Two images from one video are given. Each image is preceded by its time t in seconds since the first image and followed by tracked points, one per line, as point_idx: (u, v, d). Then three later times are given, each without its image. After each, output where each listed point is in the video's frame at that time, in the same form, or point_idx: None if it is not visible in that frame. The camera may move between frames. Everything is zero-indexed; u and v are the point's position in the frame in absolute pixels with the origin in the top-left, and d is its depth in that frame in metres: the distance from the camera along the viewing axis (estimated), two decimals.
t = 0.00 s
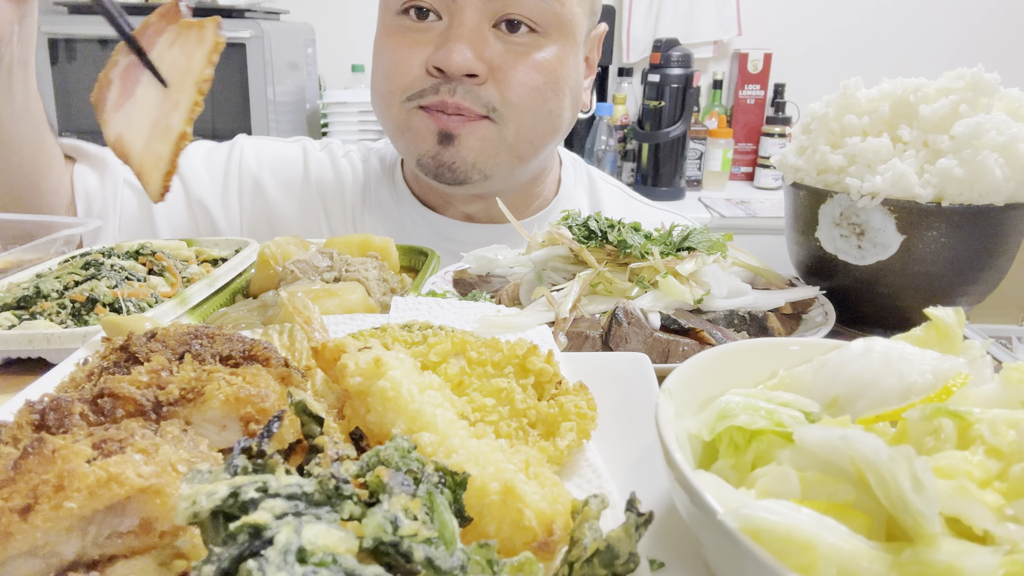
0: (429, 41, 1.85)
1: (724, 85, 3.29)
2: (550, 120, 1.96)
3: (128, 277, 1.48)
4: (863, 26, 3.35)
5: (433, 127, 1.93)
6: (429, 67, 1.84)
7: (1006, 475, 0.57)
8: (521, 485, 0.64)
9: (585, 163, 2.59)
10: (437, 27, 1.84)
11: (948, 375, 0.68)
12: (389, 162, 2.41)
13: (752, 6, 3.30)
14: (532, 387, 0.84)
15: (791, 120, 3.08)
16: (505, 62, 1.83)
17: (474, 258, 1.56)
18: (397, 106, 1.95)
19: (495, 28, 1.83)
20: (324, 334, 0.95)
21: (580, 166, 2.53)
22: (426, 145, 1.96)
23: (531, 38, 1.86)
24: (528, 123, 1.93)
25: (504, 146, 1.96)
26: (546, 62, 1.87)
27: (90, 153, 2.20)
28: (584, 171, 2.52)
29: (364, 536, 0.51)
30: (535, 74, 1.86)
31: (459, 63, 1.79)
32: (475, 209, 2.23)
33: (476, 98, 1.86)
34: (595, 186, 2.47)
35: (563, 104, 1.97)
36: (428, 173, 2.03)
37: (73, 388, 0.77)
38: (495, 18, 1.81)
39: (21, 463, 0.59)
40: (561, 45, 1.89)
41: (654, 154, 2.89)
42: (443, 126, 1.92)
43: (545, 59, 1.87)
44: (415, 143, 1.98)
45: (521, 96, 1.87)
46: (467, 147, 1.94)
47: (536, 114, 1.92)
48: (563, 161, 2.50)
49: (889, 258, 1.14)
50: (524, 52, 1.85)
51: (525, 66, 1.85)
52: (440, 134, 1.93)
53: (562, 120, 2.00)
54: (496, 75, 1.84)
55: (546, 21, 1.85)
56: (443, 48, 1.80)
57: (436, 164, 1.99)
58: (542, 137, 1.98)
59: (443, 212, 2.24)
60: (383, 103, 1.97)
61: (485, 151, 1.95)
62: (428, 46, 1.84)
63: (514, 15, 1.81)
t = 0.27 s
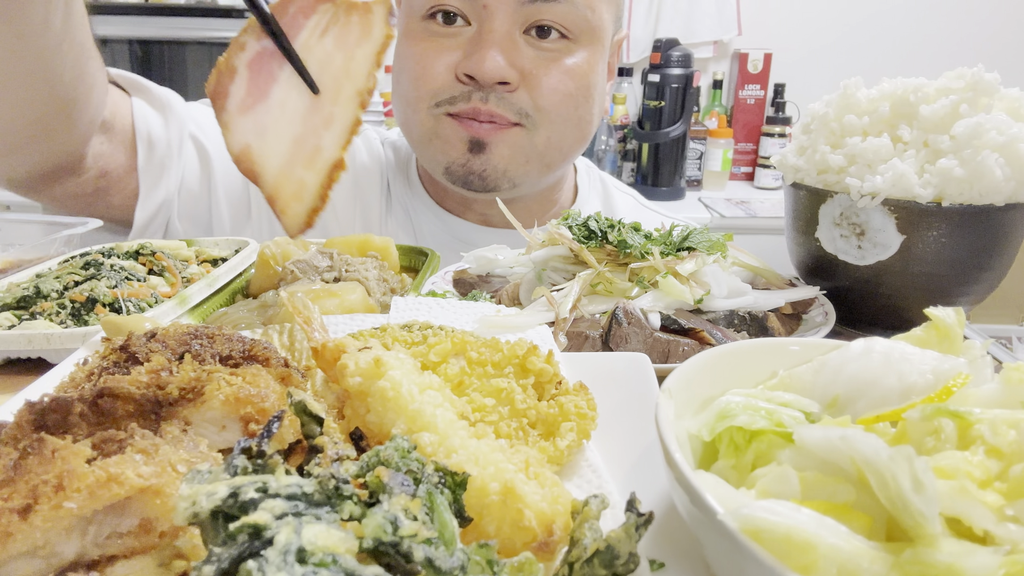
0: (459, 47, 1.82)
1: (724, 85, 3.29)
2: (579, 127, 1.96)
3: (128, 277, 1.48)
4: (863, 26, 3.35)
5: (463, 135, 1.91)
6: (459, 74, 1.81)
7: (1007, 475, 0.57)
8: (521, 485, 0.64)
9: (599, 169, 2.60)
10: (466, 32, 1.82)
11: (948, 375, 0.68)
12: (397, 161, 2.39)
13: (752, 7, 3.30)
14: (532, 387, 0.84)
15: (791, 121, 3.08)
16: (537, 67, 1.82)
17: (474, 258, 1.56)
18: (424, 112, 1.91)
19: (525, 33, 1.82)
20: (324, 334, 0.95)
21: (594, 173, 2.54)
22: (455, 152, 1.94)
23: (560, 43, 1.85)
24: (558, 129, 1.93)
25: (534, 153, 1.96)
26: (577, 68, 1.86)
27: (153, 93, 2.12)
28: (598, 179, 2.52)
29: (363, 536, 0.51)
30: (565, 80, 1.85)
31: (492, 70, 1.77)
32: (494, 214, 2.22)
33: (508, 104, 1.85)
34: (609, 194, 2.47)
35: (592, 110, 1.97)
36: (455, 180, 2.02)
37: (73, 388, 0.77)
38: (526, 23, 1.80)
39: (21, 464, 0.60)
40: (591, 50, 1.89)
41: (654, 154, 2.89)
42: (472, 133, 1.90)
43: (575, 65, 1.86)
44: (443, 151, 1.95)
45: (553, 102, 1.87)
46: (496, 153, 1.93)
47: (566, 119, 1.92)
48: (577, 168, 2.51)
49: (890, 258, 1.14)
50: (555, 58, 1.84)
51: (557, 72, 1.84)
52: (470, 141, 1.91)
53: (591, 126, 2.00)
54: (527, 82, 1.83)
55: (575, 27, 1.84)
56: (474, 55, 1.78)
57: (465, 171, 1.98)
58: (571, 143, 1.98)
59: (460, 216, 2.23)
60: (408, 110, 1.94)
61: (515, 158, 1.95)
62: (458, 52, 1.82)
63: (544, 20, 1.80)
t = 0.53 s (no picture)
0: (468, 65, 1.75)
1: (724, 85, 3.29)
2: (594, 141, 1.94)
3: (128, 277, 1.48)
4: (863, 26, 3.35)
5: (479, 157, 1.91)
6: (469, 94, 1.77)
7: (1007, 475, 0.57)
8: (521, 485, 0.64)
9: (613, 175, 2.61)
10: (475, 48, 1.74)
11: (948, 375, 0.68)
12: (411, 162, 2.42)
13: (752, 7, 3.30)
14: (532, 387, 0.84)
15: (791, 121, 3.08)
16: (548, 85, 1.77)
17: (474, 258, 1.56)
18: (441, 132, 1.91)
19: (536, 48, 1.75)
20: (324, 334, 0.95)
21: (608, 179, 2.56)
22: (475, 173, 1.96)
23: (572, 57, 1.78)
24: (572, 145, 1.91)
25: (550, 170, 1.96)
26: (590, 82, 1.81)
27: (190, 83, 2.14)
28: (612, 185, 2.54)
29: (363, 536, 0.51)
30: (577, 95, 1.80)
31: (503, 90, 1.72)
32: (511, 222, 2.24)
33: (521, 125, 1.83)
34: (623, 201, 2.47)
35: (606, 122, 1.92)
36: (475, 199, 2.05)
37: (72, 388, 0.77)
38: (537, 38, 1.73)
39: (21, 463, 0.59)
40: (603, 62, 1.82)
41: (654, 154, 2.89)
42: (488, 155, 1.91)
43: (587, 79, 1.80)
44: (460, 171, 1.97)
45: (565, 119, 1.83)
46: (513, 172, 1.94)
47: (579, 135, 1.90)
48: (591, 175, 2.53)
49: (890, 258, 1.14)
50: (567, 74, 1.78)
51: (568, 88, 1.79)
52: (487, 163, 1.92)
53: (606, 138, 1.97)
54: (539, 100, 1.79)
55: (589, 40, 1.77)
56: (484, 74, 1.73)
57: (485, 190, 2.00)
58: (586, 157, 1.97)
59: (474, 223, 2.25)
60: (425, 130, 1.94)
61: (531, 176, 1.96)
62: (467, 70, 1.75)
63: (556, 35, 1.73)
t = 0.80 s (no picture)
0: (471, 69, 1.74)
1: (724, 85, 3.29)
2: (595, 145, 1.93)
3: (128, 277, 1.48)
4: (863, 26, 3.35)
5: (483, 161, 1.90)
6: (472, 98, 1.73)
7: (1007, 475, 0.57)
8: (520, 485, 0.64)
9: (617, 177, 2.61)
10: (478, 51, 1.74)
11: (948, 375, 0.68)
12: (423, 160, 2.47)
13: (751, 7, 3.30)
14: (532, 387, 0.84)
15: (792, 121, 3.07)
16: (551, 88, 1.74)
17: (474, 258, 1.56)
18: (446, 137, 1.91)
19: (539, 51, 1.73)
20: (324, 334, 0.95)
21: (612, 181, 2.55)
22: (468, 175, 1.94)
23: (575, 59, 1.76)
24: (575, 150, 1.90)
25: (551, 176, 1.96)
26: (593, 86, 1.79)
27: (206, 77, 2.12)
28: (615, 186, 2.53)
29: (363, 536, 0.51)
30: (580, 99, 1.78)
31: (506, 93, 1.68)
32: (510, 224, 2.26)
33: (526, 131, 1.80)
34: (627, 204, 2.47)
35: (608, 125, 1.91)
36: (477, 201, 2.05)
37: (72, 388, 0.77)
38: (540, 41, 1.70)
39: (21, 463, 0.60)
40: (606, 65, 1.80)
41: (654, 154, 2.90)
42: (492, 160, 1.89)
43: (590, 82, 1.78)
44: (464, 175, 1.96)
45: (568, 124, 1.81)
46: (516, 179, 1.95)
47: (582, 140, 1.89)
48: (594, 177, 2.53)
49: (890, 258, 1.14)
50: (569, 76, 1.75)
51: (572, 92, 1.77)
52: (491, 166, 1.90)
53: (607, 141, 1.96)
54: (541, 104, 1.75)
55: (592, 42, 1.75)
56: (488, 77, 1.69)
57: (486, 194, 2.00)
58: (586, 161, 1.96)
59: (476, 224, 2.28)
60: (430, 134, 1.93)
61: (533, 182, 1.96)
62: (470, 74, 1.74)
63: (560, 38, 1.71)
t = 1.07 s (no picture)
0: (474, 67, 1.74)
1: (724, 85, 3.29)
2: (600, 143, 1.93)
3: (128, 277, 1.49)
4: (862, 27, 3.35)
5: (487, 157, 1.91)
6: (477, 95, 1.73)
7: (1006, 475, 0.57)
8: (520, 485, 0.64)
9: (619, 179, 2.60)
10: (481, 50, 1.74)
11: (947, 374, 0.68)
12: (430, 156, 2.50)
13: (751, 7, 3.30)
14: (532, 387, 0.84)
15: (791, 121, 3.07)
16: (556, 84, 1.74)
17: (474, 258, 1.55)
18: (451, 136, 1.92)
19: (542, 46, 1.73)
20: (324, 335, 0.95)
21: (614, 184, 2.55)
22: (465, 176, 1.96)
23: (579, 55, 1.76)
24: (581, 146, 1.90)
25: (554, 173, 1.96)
26: (597, 82, 1.78)
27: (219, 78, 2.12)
28: (617, 189, 2.53)
29: (364, 536, 0.51)
30: (584, 95, 1.78)
31: (513, 84, 1.67)
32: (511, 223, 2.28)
33: (531, 128, 1.80)
34: (628, 206, 2.47)
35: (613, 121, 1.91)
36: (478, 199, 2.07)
37: (73, 388, 0.77)
38: (544, 36, 1.71)
39: (22, 463, 0.60)
40: (610, 61, 1.80)
41: (654, 154, 2.90)
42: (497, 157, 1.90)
43: (595, 78, 1.78)
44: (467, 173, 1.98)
45: (573, 120, 1.81)
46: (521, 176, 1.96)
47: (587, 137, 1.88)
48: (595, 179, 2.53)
49: (889, 258, 1.14)
50: (573, 72, 1.75)
51: (576, 88, 1.76)
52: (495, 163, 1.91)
53: (613, 138, 1.96)
54: (546, 101, 1.75)
55: (596, 37, 1.75)
56: (492, 73, 1.69)
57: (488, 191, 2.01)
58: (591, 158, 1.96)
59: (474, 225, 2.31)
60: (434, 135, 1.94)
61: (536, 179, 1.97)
62: (475, 72, 1.74)
63: (563, 33, 1.71)
